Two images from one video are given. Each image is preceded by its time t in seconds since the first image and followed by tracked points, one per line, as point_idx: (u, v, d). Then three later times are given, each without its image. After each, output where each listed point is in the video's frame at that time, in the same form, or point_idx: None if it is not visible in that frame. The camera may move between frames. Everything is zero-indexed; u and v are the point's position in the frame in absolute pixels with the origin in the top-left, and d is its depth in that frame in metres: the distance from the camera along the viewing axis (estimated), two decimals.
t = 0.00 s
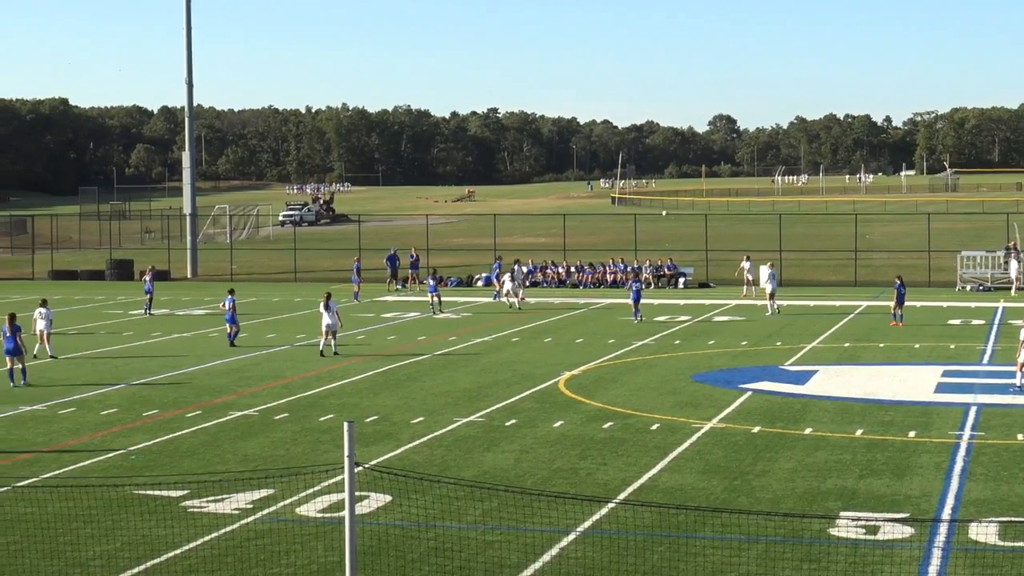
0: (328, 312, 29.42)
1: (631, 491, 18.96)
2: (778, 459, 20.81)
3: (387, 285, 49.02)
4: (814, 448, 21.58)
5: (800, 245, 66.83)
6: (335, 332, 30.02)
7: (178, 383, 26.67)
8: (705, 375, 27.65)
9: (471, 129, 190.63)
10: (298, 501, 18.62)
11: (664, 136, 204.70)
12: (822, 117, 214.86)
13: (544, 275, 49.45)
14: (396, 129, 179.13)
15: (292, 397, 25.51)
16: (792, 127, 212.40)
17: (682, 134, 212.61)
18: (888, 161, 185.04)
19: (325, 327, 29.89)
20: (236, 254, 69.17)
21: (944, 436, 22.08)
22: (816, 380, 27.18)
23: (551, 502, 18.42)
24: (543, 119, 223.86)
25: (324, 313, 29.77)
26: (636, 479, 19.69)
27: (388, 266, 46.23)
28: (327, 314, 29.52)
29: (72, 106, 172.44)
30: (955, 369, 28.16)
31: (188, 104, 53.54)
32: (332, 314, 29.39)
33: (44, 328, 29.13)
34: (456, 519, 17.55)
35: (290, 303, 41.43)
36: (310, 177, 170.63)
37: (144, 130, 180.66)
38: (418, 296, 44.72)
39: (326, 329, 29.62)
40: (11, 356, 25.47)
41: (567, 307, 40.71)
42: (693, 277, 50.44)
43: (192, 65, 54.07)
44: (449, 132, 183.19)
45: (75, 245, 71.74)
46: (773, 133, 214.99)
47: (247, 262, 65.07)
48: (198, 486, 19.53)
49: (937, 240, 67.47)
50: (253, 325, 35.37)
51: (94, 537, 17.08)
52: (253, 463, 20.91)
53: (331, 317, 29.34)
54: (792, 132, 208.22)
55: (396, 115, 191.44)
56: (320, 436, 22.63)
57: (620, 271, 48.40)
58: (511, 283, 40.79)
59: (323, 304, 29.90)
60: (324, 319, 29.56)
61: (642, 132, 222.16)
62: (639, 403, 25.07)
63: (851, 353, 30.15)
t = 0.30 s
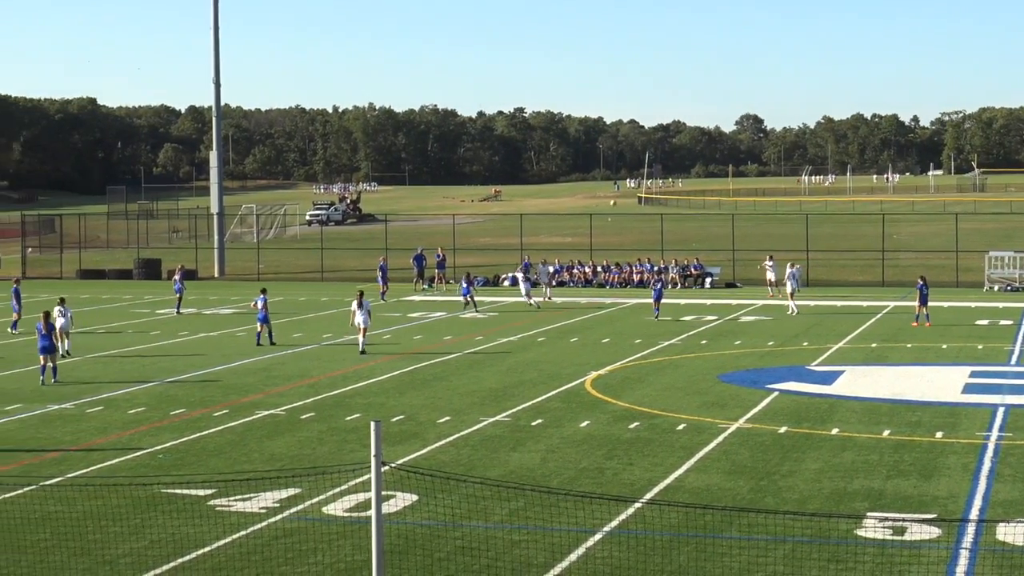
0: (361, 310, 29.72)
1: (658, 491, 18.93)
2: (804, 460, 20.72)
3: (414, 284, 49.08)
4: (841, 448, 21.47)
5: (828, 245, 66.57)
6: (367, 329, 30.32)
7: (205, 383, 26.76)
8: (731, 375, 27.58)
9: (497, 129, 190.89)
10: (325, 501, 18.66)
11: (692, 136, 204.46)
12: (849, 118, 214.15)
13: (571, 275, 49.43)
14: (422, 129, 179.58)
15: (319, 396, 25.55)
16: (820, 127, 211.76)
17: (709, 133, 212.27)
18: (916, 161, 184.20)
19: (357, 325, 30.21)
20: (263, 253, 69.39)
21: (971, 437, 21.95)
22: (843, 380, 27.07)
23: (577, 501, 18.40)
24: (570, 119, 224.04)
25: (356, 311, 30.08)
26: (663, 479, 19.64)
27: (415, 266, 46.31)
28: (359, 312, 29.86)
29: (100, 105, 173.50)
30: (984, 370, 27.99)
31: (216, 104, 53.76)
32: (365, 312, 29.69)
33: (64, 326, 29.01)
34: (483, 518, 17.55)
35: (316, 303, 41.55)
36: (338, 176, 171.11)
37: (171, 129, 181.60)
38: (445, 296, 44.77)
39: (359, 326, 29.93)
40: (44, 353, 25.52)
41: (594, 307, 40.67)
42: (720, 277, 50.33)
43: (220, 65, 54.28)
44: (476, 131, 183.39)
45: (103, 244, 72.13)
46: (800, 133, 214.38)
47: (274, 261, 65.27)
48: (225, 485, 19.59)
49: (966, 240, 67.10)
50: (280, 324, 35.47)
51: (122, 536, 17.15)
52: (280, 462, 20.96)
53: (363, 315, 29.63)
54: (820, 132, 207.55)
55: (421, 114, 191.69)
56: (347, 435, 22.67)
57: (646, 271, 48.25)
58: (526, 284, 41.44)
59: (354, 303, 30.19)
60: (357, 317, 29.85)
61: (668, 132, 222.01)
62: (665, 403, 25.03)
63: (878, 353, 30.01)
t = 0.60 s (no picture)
0: (389, 308, 29.51)
1: (687, 495, 18.40)
2: (837, 464, 20.14)
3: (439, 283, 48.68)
4: (875, 452, 20.88)
5: (861, 243, 65.81)
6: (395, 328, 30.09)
7: (226, 383, 26.39)
8: (763, 376, 27.01)
9: (524, 125, 190.81)
10: (348, 504, 18.23)
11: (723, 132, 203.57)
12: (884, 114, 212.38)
13: (599, 274, 48.86)
14: (448, 124, 179.58)
15: (342, 398, 25.14)
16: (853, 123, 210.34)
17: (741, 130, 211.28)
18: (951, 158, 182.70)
19: (385, 324, 29.95)
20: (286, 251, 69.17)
21: (1009, 441, 21.30)
22: (876, 382, 26.44)
23: (604, 506, 17.88)
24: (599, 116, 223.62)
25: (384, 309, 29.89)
26: (693, 483, 19.11)
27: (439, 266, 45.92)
28: (387, 311, 29.61)
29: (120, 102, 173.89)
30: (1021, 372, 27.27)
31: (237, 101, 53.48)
32: (394, 311, 29.50)
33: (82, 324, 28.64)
34: (508, 522, 17.07)
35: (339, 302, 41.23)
36: (361, 174, 171.49)
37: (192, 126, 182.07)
38: (470, 295, 44.33)
39: (386, 324, 29.82)
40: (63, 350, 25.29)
41: (622, 306, 40.16)
42: (751, 277, 49.72)
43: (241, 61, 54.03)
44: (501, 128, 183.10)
45: (124, 242, 72.09)
46: (832, 129, 213.03)
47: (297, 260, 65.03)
48: (246, 489, 19.19)
49: (1000, 240, 66.23)
50: (303, 324, 35.11)
51: (142, 539, 16.77)
52: (301, 465, 20.55)
53: (391, 313, 29.50)
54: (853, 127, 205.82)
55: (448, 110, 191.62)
56: (369, 437, 22.24)
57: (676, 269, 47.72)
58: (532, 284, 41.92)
59: (382, 301, 29.98)
60: (385, 316, 29.67)
61: (699, 128, 221.15)
62: (695, 405, 24.50)
63: (913, 355, 29.37)
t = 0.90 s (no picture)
0: (431, 308, 29.18)
1: (734, 501, 17.73)
2: (889, 469, 19.41)
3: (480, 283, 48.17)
4: (928, 457, 20.12)
5: (914, 242, 64.64)
6: (437, 327, 29.72)
7: (263, 384, 25.98)
8: (812, 378, 26.27)
9: (566, 121, 190.18)
10: (386, 508, 17.71)
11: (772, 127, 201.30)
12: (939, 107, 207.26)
13: (643, 273, 48.14)
14: (490, 121, 179.13)
15: (380, 399, 24.65)
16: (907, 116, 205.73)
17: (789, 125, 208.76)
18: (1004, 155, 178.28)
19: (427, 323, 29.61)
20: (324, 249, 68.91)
21: None
22: (930, 385, 25.63)
23: (649, 511, 17.26)
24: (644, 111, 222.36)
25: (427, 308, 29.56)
26: (740, 488, 18.45)
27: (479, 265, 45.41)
28: (430, 309, 29.20)
29: (153, 97, 174.95)
30: None
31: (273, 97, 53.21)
32: (436, 309, 29.19)
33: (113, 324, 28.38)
34: (550, 528, 16.47)
35: (377, 301, 40.77)
36: (400, 171, 171.62)
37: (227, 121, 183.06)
38: (511, 294, 43.78)
39: (428, 324, 29.47)
40: (93, 351, 24.99)
41: (667, 307, 39.47)
42: (799, 277, 48.86)
43: (277, 58, 53.76)
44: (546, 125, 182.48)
45: (160, 240, 72.16)
46: (885, 123, 209.09)
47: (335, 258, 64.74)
48: (282, 492, 18.72)
49: None
50: (342, 324, 34.70)
51: (175, 544, 16.31)
52: (338, 468, 20.06)
53: (433, 313, 29.13)
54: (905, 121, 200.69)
55: (489, 106, 191.25)
56: (407, 440, 21.73)
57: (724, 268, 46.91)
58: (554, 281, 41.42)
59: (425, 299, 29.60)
60: (427, 315, 29.28)
61: (747, 123, 219.22)
62: (742, 408, 23.82)
63: (966, 356, 28.51)
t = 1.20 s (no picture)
0: (462, 307, 28.74)
1: (769, 508, 17.09)
2: (929, 476, 18.70)
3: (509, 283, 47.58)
4: (970, 463, 19.40)
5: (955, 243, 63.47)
6: (468, 327, 29.29)
7: (285, 386, 25.51)
8: (849, 382, 25.55)
9: (598, 116, 189.36)
10: (410, 514, 17.17)
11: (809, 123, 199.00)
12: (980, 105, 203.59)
13: (675, 273, 47.44)
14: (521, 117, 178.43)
15: (406, 402, 24.13)
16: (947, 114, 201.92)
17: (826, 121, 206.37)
18: None
19: (458, 324, 29.18)
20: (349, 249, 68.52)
21: None
22: (970, 389, 24.86)
23: (680, 518, 16.64)
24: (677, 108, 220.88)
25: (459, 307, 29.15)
26: (774, 494, 17.80)
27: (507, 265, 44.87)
28: (461, 308, 28.77)
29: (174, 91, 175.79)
30: None
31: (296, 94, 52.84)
32: (467, 309, 28.77)
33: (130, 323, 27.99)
34: (579, 535, 15.88)
35: (403, 302, 40.29)
36: (426, 168, 171.64)
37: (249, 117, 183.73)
38: (540, 295, 43.21)
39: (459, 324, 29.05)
40: (105, 351, 24.64)
41: (699, 308, 38.80)
42: (836, 277, 48.02)
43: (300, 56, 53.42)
44: (577, 120, 182.15)
45: (181, 238, 72.28)
46: (924, 121, 205.73)
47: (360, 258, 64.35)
48: (305, 496, 18.21)
49: None
50: (368, 325, 34.23)
51: (194, 550, 15.81)
52: (361, 473, 19.55)
53: (464, 312, 28.70)
54: (945, 119, 196.60)
55: (518, 101, 190.83)
56: (432, 444, 21.18)
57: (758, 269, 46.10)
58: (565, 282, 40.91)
59: (457, 298, 29.18)
60: (458, 314, 28.83)
61: (783, 120, 216.99)
62: (777, 412, 23.15)
63: (1008, 360, 27.69)
